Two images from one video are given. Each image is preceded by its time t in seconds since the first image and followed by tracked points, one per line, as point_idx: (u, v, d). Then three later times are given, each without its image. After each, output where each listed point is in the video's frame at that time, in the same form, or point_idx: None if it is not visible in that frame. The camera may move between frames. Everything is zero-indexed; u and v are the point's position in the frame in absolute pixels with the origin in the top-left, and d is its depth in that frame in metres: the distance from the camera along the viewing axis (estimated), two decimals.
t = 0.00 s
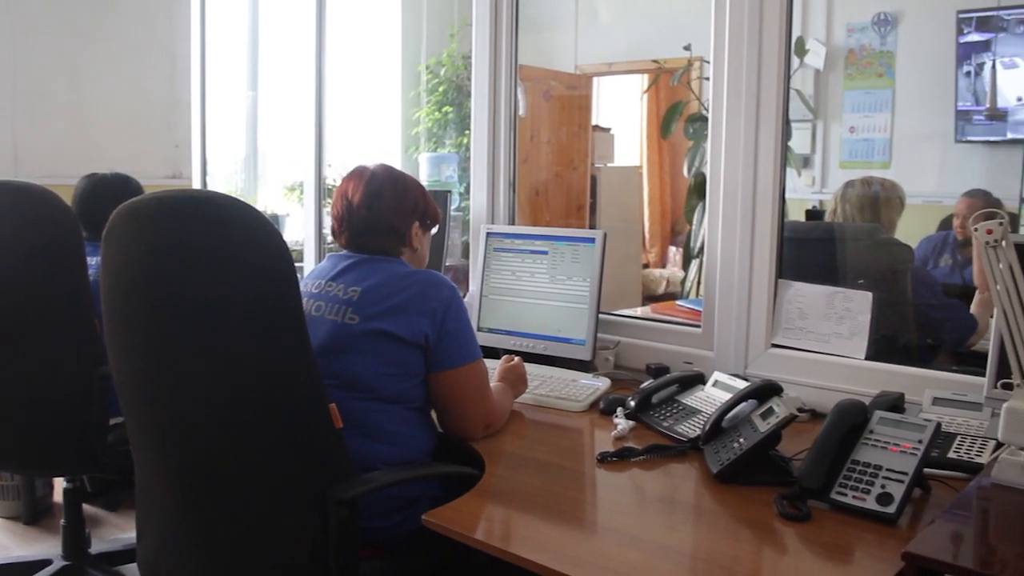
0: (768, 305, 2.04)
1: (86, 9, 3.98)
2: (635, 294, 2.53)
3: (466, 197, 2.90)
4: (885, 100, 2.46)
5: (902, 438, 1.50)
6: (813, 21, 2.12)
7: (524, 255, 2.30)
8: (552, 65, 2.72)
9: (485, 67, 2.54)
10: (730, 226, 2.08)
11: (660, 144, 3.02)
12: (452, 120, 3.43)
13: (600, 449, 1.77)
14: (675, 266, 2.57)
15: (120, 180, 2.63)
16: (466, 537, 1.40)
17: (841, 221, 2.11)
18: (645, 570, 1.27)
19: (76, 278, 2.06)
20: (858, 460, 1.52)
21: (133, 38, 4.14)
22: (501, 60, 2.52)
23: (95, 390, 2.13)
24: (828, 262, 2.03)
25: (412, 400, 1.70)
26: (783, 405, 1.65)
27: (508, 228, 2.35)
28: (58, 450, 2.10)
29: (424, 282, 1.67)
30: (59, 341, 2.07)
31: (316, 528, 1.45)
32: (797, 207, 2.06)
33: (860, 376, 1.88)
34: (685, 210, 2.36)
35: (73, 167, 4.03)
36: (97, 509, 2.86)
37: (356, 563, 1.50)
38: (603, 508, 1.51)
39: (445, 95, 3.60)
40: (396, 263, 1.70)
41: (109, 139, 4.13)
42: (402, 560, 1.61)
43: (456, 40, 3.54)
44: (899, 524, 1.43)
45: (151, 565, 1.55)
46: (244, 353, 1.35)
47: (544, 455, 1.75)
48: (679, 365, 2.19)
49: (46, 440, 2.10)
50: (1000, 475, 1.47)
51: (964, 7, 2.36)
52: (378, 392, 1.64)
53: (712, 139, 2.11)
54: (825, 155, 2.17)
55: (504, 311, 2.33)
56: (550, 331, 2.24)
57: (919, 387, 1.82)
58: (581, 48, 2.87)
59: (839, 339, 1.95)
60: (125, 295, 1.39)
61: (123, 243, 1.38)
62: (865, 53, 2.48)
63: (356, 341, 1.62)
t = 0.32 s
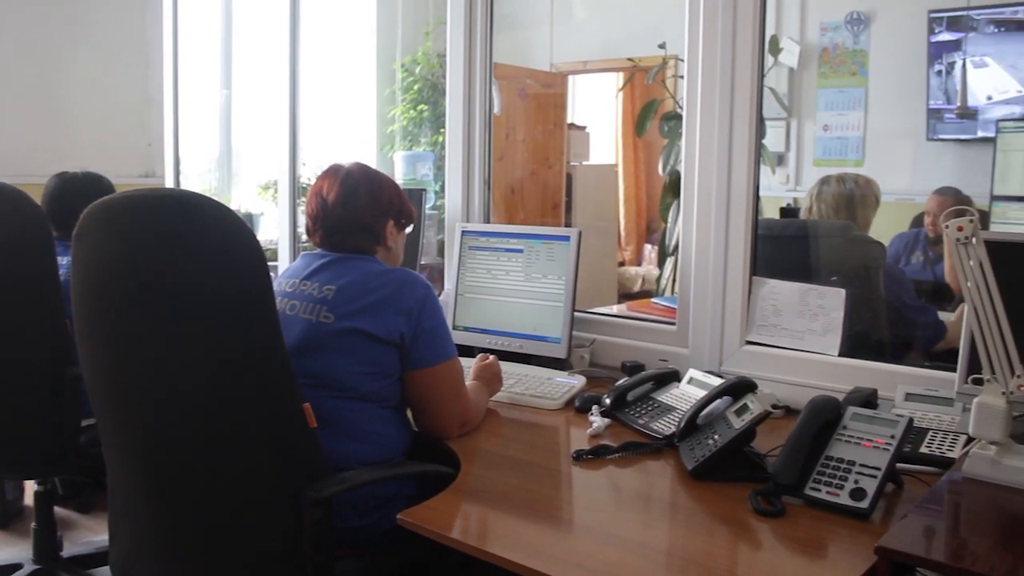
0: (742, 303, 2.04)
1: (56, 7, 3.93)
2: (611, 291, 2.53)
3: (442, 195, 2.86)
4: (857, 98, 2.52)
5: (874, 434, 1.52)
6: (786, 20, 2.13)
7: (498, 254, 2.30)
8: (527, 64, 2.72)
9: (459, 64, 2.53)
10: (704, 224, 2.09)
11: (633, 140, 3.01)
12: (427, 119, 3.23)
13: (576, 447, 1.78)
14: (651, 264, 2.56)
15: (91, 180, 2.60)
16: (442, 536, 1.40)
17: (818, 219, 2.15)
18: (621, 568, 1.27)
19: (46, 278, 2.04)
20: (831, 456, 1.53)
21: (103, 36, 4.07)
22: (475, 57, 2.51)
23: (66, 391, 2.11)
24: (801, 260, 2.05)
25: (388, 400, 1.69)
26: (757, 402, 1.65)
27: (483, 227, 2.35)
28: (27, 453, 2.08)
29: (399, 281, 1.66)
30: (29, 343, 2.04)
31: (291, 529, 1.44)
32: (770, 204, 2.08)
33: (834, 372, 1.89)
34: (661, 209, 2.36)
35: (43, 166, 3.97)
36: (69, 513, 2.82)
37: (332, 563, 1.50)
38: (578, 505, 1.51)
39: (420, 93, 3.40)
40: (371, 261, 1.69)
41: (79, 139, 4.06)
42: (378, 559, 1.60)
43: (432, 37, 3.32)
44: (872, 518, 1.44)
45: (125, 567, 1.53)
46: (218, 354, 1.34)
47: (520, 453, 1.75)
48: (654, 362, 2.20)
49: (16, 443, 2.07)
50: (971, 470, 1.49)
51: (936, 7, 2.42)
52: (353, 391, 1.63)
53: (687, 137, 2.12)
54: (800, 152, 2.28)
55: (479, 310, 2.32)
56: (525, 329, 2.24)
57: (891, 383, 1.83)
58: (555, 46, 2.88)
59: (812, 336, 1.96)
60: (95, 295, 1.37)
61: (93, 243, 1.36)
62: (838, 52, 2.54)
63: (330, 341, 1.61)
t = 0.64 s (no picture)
0: (717, 299, 2.05)
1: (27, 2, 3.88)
2: (585, 287, 2.53)
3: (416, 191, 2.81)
4: (831, 95, 2.50)
5: (847, 429, 1.53)
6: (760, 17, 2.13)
7: (473, 251, 2.30)
8: (502, 61, 2.72)
9: (434, 60, 2.52)
10: (678, 219, 2.09)
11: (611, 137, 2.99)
12: (402, 115, 3.13)
13: (551, 444, 1.78)
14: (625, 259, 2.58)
15: (61, 177, 2.57)
16: (418, 535, 1.39)
17: (791, 216, 2.15)
18: (597, 565, 1.27)
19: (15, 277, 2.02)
20: (805, 451, 1.54)
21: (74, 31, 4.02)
22: (450, 52, 2.50)
23: (36, 391, 2.09)
24: (775, 255, 2.06)
25: (362, 398, 1.68)
26: (731, 398, 1.66)
27: (458, 224, 2.34)
28: None
29: (373, 277, 1.66)
30: None
31: (265, 527, 1.43)
32: (745, 201, 2.09)
33: (806, 367, 1.91)
34: (635, 205, 2.37)
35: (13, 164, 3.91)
36: (40, 515, 2.79)
37: (307, 563, 1.49)
38: (554, 502, 1.51)
39: (395, 91, 3.30)
40: (344, 258, 1.68)
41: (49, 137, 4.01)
42: (353, 558, 1.60)
43: (406, 34, 3.18)
44: (845, 512, 1.45)
45: (96, 568, 1.51)
46: (190, 353, 1.33)
47: (496, 451, 1.75)
48: (628, 359, 2.20)
49: None
50: (942, 463, 1.51)
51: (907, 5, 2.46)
52: (328, 389, 1.62)
53: (661, 135, 2.12)
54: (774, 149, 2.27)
55: (454, 307, 2.32)
56: (500, 326, 2.23)
57: (864, 377, 1.85)
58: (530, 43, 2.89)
59: (785, 332, 1.97)
60: (64, 293, 1.35)
61: (63, 240, 1.34)
62: (812, 49, 2.46)
63: (304, 339, 1.60)
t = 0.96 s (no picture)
0: (688, 295, 2.08)
1: None
2: (559, 284, 2.53)
3: (387, 190, 2.77)
4: (802, 93, 2.30)
5: (817, 423, 1.54)
6: (733, 13, 2.13)
7: (445, 249, 2.30)
8: (474, 57, 2.70)
9: (405, 58, 2.55)
10: (650, 215, 2.11)
11: (580, 134, 2.78)
12: (374, 112, 2.96)
13: (524, 441, 1.78)
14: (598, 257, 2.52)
15: (27, 175, 2.54)
16: (391, 533, 1.39)
17: (763, 212, 2.14)
18: (571, 561, 1.27)
19: None
20: (776, 446, 1.55)
21: (41, 28, 3.96)
22: (422, 50, 2.55)
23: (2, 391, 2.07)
24: (746, 249, 2.07)
25: (334, 397, 1.67)
26: (703, 394, 1.67)
27: (429, 221, 2.33)
28: None
29: (345, 275, 1.65)
30: None
31: (237, 526, 1.43)
32: (717, 197, 2.11)
33: (777, 362, 1.95)
34: (607, 202, 2.37)
35: None
36: (8, 519, 2.76)
37: (279, 563, 1.48)
38: (528, 499, 1.51)
39: (367, 88, 3.08)
40: (315, 256, 1.67)
41: (15, 135, 3.95)
42: (326, 557, 1.59)
43: (378, 31, 2.96)
44: (815, 506, 1.46)
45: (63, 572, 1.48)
46: (158, 353, 1.31)
47: (468, 448, 1.74)
48: (601, 355, 2.20)
49: None
50: (911, 456, 1.53)
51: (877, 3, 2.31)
52: (300, 387, 1.61)
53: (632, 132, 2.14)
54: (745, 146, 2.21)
55: (426, 305, 2.32)
56: (473, 323, 2.23)
57: (833, 372, 1.88)
58: (503, 38, 2.78)
59: (757, 327, 2.00)
60: (26, 291, 1.31)
61: (25, 238, 1.31)
62: (782, 46, 2.29)
63: (274, 337, 1.59)
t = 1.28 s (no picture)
0: (661, 293, 2.09)
1: None
2: (533, 283, 2.54)
3: (360, 190, 2.76)
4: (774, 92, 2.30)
5: (789, 420, 1.55)
6: (706, 12, 2.14)
7: (419, 248, 2.29)
8: (447, 56, 2.69)
9: (377, 52, 2.55)
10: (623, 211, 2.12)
11: (555, 133, 2.73)
12: (346, 111, 2.94)
13: (498, 440, 1.78)
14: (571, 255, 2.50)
15: None
16: (365, 535, 1.38)
17: (735, 210, 2.15)
18: (545, 561, 1.27)
19: None
20: (748, 443, 1.56)
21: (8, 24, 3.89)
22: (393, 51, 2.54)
23: None
24: (718, 248, 2.09)
25: (307, 398, 1.66)
26: (676, 392, 1.68)
27: (401, 220, 2.33)
28: None
29: (318, 275, 1.64)
30: None
31: (207, 530, 1.39)
32: (689, 196, 2.11)
33: (749, 360, 1.97)
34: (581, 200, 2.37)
35: None
36: None
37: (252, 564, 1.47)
38: (502, 499, 1.51)
39: (340, 86, 3.04)
40: (287, 255, 1.66)
41: None
42: (299, 558, 1.58)
43: (351, 30, 2.94)
44: (788, 502, 1.47)
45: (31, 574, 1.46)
46: (125, 354, 1.28)
47: (441, 448, 1.74)
48: (575, 355, 2.21)
49: None
50: (882, 452, 1.54)
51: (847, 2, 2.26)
52: (272, 387, 1.60)
53: (605, 130, 2.15)
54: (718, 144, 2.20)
55: (399, 305, 2.31)
56: (446, 322, 2.23)
57: (805, 369, 1.91)
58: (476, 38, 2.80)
59: (730, 325, 2.02)
60: None
61: None
62: (753, 45, 2.30)
63: (246, 337, 1.58)
